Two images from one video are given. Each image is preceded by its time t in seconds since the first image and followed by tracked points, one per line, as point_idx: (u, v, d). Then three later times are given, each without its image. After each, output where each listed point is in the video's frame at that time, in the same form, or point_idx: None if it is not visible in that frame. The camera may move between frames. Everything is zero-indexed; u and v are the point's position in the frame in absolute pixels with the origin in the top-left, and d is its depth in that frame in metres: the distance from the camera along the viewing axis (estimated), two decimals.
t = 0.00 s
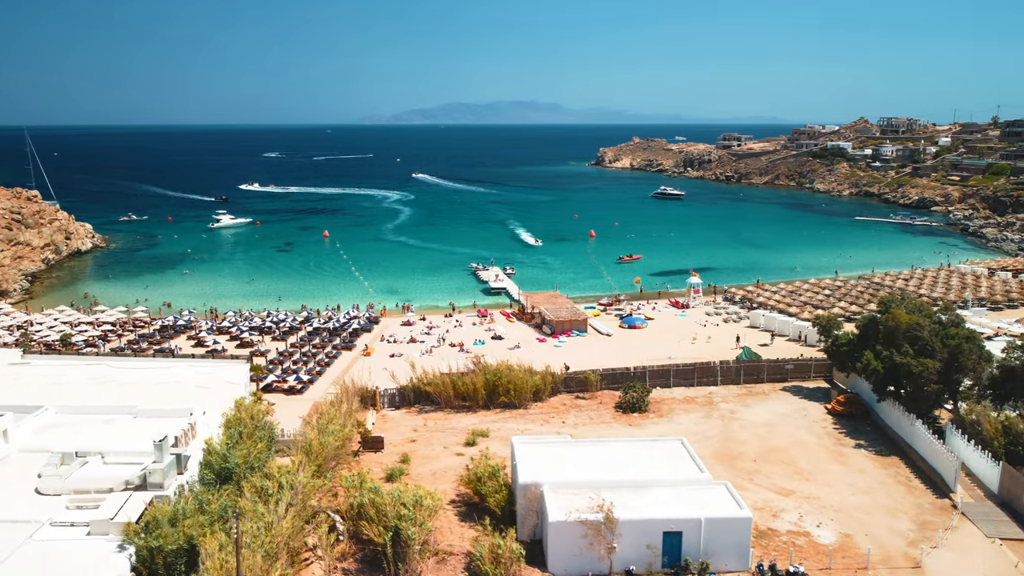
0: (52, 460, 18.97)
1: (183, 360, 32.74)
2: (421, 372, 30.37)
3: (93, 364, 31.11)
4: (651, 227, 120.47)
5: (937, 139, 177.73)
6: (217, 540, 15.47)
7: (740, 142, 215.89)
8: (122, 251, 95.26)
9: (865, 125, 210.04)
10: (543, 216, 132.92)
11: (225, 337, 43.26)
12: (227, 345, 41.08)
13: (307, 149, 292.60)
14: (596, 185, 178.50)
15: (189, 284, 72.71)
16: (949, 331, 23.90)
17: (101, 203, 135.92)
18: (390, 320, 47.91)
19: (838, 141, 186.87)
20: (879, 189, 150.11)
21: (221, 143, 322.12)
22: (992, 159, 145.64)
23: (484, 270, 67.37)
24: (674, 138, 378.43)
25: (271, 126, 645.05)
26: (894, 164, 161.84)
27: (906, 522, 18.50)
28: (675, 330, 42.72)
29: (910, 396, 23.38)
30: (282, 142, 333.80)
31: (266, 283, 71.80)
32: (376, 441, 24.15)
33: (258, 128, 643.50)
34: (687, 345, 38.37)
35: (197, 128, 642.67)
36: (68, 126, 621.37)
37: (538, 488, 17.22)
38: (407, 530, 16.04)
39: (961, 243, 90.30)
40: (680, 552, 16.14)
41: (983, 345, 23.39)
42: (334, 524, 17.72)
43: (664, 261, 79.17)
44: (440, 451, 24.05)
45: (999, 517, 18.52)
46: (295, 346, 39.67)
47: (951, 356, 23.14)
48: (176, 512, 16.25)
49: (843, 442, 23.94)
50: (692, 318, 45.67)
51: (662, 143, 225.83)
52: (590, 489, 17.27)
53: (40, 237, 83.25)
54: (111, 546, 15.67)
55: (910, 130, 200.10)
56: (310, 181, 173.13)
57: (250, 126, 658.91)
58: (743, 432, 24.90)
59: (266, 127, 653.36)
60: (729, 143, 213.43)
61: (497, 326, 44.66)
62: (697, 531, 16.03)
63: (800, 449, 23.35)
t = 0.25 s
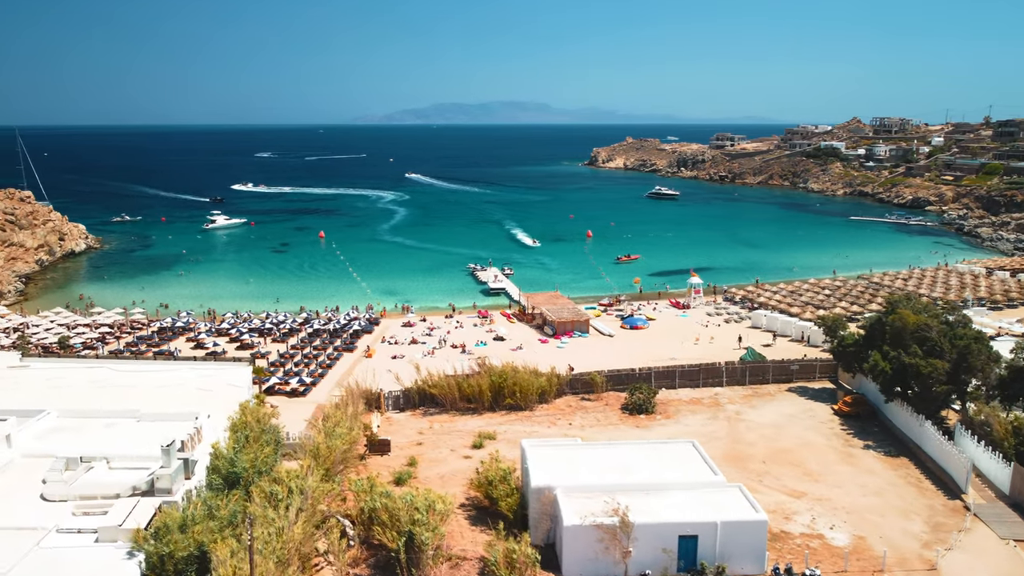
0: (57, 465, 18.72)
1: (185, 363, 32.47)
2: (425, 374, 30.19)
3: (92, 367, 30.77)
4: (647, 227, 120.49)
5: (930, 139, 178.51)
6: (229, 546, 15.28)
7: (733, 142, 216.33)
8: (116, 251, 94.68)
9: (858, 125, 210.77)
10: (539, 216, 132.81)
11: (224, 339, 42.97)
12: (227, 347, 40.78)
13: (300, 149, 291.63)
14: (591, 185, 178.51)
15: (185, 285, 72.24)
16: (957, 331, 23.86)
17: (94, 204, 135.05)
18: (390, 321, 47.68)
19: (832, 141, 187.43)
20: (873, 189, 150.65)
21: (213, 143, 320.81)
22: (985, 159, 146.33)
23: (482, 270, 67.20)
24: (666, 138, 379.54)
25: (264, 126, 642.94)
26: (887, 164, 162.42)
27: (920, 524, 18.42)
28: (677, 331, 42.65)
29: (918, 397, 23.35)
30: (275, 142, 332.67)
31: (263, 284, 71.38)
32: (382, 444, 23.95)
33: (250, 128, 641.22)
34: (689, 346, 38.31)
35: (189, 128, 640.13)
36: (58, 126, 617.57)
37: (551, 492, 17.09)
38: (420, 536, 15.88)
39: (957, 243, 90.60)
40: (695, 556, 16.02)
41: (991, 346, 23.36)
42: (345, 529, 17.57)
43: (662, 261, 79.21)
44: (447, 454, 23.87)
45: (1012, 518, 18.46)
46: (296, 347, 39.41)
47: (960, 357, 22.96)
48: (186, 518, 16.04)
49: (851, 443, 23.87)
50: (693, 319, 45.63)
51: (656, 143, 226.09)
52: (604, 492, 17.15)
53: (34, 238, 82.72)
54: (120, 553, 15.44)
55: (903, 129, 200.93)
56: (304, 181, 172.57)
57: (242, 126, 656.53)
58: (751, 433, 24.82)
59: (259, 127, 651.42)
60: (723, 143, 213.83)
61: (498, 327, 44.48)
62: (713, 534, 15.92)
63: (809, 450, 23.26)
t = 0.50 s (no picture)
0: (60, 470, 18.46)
1: (185, 365, 32.19)
2: (429, 375, 30.02)
3: (90, 369, 30.43)
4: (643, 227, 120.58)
5: (922, 139, 179.34)
6: (238, 552, 15.09)
7: (726, 142, 216.90)
8: (109, 252, 94.02)
9: (850, 125, 211.62)
10: (534, 216, 132.74)
11: (222, 340, 42.67)
12: (225, 348, 40.49)
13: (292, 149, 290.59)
14: (585, 185, 178.52)
15: (180, 286, 71.77)
16: (963, 331, 23.89)
17: (86, 204, 134.08)
18: (389, 322, 47.45)
19: (824, 141, 188.12)
20: (866, 189, 151.30)
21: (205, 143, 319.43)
22: (977, 159, 147.05)
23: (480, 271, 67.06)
24: (658, 137, 380.43)
25: (256, 126, 640.54)
26: (880, 164, 163.10)
27: (930, 525, 18.37)
28: (677, 331, 42.62)
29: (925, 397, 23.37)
30: (267, 142, 331.27)
31: (259, 285, 71.00)
32: (386, 447, 23.76)
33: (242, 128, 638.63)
34: (691, 346, 38.26)
35: (181, 128, 636.90)
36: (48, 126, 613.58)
37: (562, 495, 16.97)
38: (431, 540, 15.73)
39: (952, 243, 91.01)
40: (707, 559, 15.92)
41: (996, 346, 23.40)
42: (353, 534, 17.39)
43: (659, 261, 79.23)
44: (452, 456, 23.70)
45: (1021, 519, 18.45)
46: (295, 349, 39.16)
47: (966, 357, 23.12)
48: (193, 524, 15.82)
49: (857, 444, 23.84)
50: (693, 319, 45.60)
51: (648, 143, 226.35)
52: (615, 495, 17.03)
53: (26, 239, 82.31)
54: (126, 559, 15.22)
55: (895, 129, 201.91)
56: (297, 181, 171.90)
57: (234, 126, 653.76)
58: (757, 434, 24.73)
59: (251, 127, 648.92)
60: (715, 143, 214.34)
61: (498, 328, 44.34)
62: (725, 537, 15.82)
63: (816, 451, 23.20)
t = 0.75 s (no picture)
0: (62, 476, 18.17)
1: (183, 367, 31.85)
2: (431, 377, 29.84)
3: (87, 372, 30.03)
4: (637, 227, 120.62)
5: (912, 139, 180.41)
6: (247, 560, 14.87)
7: (717, 141, 217.51)
8: (101, 254, 93.20)
9: (841, 125, 212.58)
10: (528, 216, 132.63)
11: (219, 342, 42.30)
12: (223, 350, 40.16)
13: (282, 149, 289.29)
14: (578, 185, 178.49)
15: (174, 287, 71.18)
16: (968, 331, 23.89)
17: (76, 205, 132.95)
18: (387, 323, 47.17)
19: (815, 141, 188.90)
20: (857, 189, 152.10)
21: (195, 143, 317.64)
22: (968, 159, 147.99)
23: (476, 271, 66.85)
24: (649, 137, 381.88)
25: (247, 126, 637.86)
26: (871, 164, 163.92)
27: (941, 526, 18.32)
28: (677, 332, 42.59)
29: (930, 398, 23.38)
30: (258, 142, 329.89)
31: (253, 286, 70.52)
32: (391, 449, 23.57)
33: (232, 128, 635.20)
34: (691, 347, 38.23)
35: (170, 128, 632.75)
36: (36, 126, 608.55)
37: (573, 498, 16.84)
38: (443, 546, 15.57)
39: (945, 242, 91.40)
40: (721, 562, 15.81)
41: (1001, 345, 23.46)
42: (362, 539, 17.18)
43: (654, 261, 79.27)
44: (457, 459, 23.55)
45: None
46: (294, 351, 38.86)
47: (971, 357, 23.15)
48: (201, 530, 15.59)
49: (863, 445, 23.81)
50: (692, 319, 45.58)
51: (640, 143, 226.74)
52: (626, 498, 16.92)
53: (17, 241, 81.44)
54: (134, 567, 14.95)
55: (885, 129, 203.12)
56: (289, 182, 171.06)
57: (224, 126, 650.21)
58: (762, 436, 24.67)
59: (241, 128, 646.05)
60: (706, 143, 214.89)
61: (497, 329, 44.17)
62: (739, 540, 15.73)
63: (822, 452, 23.15)
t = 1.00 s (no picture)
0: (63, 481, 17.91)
1: (182, 370, 31.55)
2: (433, 379, 29.67)
3: (85, 374, 29.75)
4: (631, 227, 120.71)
5: (904, 139, 181.37)
6: (256, 565, 14.68)
7: (708, 141, 218.05)
8: (93, 255, 92.43)
9: (832, 125, 213.57)
10: (522, 216, 132.54)
11: (216, 344, 41.96)
12: (221, 352, 39.86)
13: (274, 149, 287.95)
14: (571, 185, 178.52)
15: (167, 289, 70.61)
16: (972, 332, 23.96)
17: (67, 206, 131.83)
18: (385, 325, 46.94)
19: (807, 141, 189.60)
20: (849, 189, 152.75)
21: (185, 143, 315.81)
22: (959, 158, 148.84)
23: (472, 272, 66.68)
24: (640, 137, 382.80)
25: (238, 126, 635.06)
26: (863, 164, 164.64)
27: (950, 527, 18.32)
28: (676, 332, 42.56)
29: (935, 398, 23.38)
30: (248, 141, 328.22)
31: (248, 287, 70.08)
32: (394, 452, 23.38)
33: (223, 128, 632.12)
34: (692, 348, 38.21)
35: (160, 127, 629.09)
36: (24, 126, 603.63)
37: (584, 501, 16.73)
38: (454, 551, 15.45)
39: (938, 241, 91.86)
40: (733, 564, 15.72)
41: (1005, 346, 23.53)
42: (369, 543, 17.00)
43: (650, 261, 79.34)
44: (462, 462, 23.39)
45: None
46: (292, 353, 38.59)
47: (976, 357, 23.19)
48: (208, 536, 15.36)
49: (868, 445, 23.80)
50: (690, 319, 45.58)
51: (631, 143, 227.00)
52: (637, 501, 16.82)
53: (8, 242, 80.65)
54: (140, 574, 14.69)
55: (876, 129, 204.23)
56: (281, 182, 170.30)
57: (215, 125, 646.88)
58: (767, 437, 24.63)
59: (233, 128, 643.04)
60: (698, 143, 215.42)
61: (496, 330, 44.04)
62: (751, 543, 15.65)
63: (828, 453, 23.13)
